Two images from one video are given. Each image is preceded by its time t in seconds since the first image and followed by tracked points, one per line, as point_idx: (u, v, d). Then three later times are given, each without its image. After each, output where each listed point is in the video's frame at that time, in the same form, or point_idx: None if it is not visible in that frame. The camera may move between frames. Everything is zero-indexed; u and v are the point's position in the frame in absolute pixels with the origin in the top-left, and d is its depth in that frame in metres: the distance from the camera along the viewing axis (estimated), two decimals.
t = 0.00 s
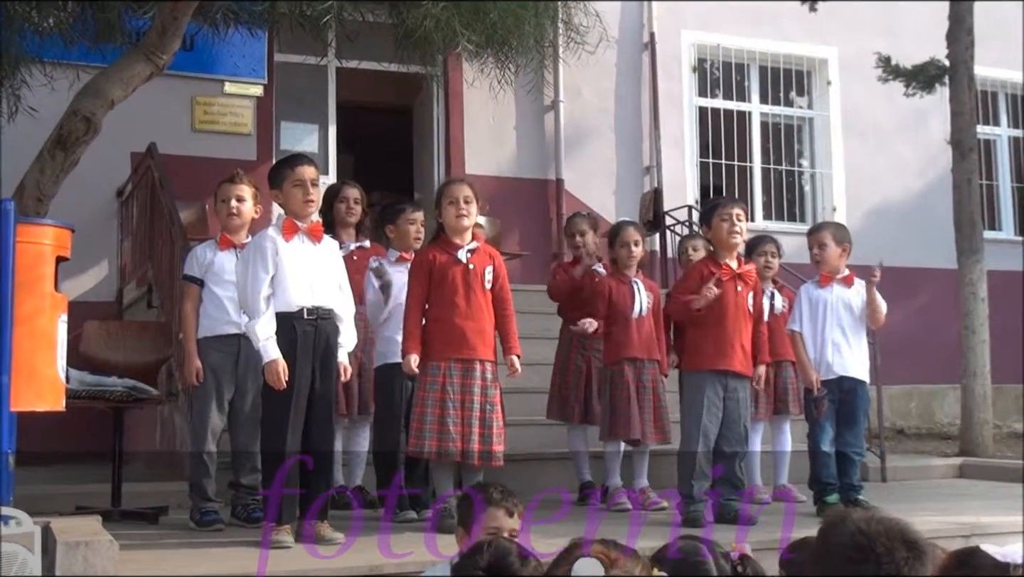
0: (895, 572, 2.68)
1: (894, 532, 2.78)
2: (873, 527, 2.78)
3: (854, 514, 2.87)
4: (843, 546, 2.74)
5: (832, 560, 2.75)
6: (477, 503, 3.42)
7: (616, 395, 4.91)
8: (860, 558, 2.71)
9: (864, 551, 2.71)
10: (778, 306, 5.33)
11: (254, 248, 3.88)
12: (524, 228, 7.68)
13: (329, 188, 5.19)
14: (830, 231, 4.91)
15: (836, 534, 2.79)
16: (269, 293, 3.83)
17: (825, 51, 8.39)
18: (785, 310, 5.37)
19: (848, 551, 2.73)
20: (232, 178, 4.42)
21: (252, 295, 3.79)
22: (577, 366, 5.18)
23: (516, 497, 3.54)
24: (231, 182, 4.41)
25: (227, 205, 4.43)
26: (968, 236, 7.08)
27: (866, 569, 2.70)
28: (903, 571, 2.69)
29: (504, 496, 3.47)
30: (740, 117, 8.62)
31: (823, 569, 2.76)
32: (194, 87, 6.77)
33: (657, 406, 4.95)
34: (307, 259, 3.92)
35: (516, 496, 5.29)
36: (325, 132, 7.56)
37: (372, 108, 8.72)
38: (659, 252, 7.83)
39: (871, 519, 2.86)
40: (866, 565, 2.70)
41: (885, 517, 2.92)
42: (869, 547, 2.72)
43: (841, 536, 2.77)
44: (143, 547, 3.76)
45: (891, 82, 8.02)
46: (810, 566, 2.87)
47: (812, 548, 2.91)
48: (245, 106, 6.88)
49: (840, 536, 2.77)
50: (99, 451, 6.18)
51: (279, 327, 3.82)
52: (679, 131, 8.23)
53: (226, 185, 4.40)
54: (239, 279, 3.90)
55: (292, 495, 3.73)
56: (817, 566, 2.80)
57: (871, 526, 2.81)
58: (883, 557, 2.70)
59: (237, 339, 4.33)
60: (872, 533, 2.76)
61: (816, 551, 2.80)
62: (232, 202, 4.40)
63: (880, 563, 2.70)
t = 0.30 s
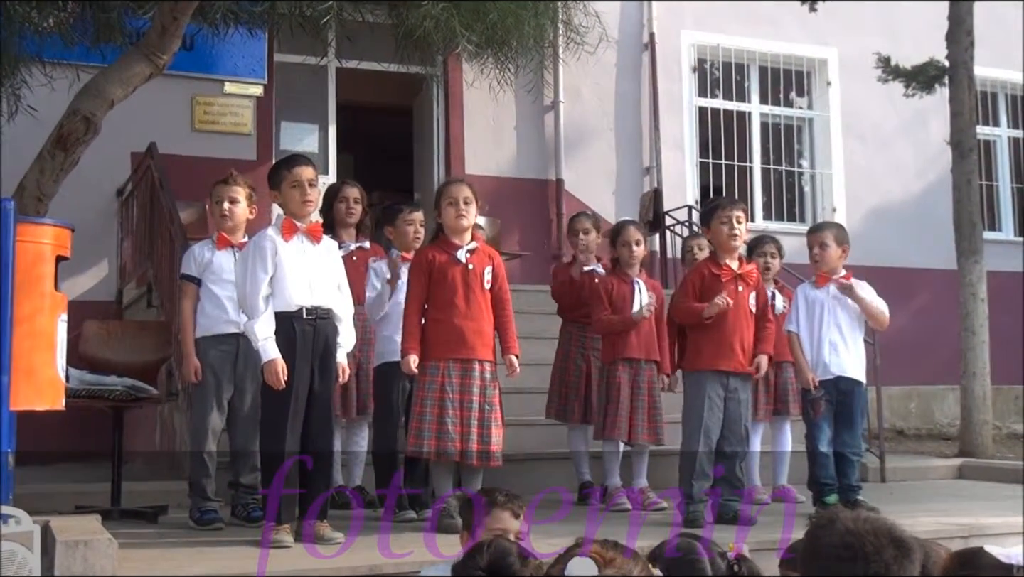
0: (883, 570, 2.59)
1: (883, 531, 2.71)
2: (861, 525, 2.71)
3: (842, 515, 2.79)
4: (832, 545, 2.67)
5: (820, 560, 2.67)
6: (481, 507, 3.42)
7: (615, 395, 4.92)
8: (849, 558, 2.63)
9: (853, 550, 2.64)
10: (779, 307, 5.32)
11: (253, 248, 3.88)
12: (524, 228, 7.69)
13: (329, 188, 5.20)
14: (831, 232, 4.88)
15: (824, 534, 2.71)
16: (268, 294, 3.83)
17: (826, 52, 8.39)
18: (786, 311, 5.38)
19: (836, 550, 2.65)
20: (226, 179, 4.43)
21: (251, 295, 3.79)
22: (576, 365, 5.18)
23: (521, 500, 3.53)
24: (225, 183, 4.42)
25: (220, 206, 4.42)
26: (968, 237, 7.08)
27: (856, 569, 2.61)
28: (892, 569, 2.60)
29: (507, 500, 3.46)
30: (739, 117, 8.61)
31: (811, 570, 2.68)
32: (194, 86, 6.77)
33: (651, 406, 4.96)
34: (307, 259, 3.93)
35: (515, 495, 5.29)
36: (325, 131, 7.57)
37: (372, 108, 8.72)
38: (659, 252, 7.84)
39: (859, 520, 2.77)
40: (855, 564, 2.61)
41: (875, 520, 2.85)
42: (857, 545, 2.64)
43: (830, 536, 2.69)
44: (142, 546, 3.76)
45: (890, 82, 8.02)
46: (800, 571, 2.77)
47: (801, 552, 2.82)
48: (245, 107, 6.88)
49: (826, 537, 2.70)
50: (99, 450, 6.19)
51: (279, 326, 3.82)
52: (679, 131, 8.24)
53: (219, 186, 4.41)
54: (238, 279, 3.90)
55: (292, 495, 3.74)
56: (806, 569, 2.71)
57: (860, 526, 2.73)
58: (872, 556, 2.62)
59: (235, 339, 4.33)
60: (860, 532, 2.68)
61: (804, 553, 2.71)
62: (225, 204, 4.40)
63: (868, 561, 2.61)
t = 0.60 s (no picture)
0: None
1: (886, 537, 2.67)
2: (865, 532, 2.67)
3: (847, 515, 2.75)
4: (835, 553, 2.64)
5: (823, 567, 2.65)
6: (482, 515, 3.57)
7: (614, 394, 4.92)
8: (852, 567, 2.61)
9: (858, 560, 2.62)
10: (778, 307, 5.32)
11: (251, 246, 3.88)
12: (523, 227, 7.69)
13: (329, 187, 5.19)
14: (832, 231, 4.94)
15: (827, 537, 2.68)
16: (267, 292, 3.82)
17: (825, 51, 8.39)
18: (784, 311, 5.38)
19: (840, 558, 2.63)
20: (219, 179, 4.51)
21: (250, 294, 3.78)
22: (575, 364, 5.18)
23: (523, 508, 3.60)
24: (216, 183, 4.51)
25: (215, 206, 4.48)
26: (967, 237, 7.08)
27: None
28: None
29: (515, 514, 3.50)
30: (739, 117, 8.61)
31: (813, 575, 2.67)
32: (194, 84, 6.77)
33: (651, 405, 4.95)
34: (305, 258, 3.92)
35: (515, 494, 5.29)
36: (324, 130, 7.56)
37: (371, 107, 8.72)
38: (658, 251, 7.84)
39: (863, 521, 2.74)
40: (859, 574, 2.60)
41: (874, 518, 2.81)
42: (862, 555, 2.62)
43: (833, 542, 2.66)
44: (141, 544, 3.76)
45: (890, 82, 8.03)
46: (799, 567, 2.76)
47: (801, 549, 2.80)
48: (244, 105, 6.88)
49: (830, 542, 2.67)
50: (98, 449, 6.19)
51: (277, 325, 3.82)
52: (679, 130, 8.24)
53: (211, 186, 4.49)
54: (237, 278, 3.89)
55: (291, 495, 3.76)
56: (807, 571, 2.70)
57: (863, 528, 2.70)
58: (877, 566, 2.60)
59: (234, 337, 4.33)
60: (865, 540, 2.65)
61: (806, 554, 2.69)
62: (218, 204, 4.46)
63: (873, 570, 2.60)
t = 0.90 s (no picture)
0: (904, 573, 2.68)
1: (902, 532, 2.77)
2: (882, 526, 2.78)
3: (862, 510, 2.86)
4: (851, 547, 2.74)
5: (840, 562, 2.75)
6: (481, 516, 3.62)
7: (613, 391, 4.92)
8: (869, 561, 2.71)
9: (873, 552, 2.72)
10: (777, 305, 5.33)
11: (251, 243, 3.88)
12: (522, 224, 7.69)
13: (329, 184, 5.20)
14: (833, 231, 4.94)
15: (842, 531, 2.79)
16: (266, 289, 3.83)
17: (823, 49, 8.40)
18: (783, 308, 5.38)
19: (857, 552, 2.73)
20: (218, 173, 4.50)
21: (249, 291, 3.79)
22: (574, 361, 5.18)
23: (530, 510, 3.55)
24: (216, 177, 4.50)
25: (214, 201, 4.48)
26: (965, 235, 7.08)
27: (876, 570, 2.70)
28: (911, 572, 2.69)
29: (523, 514, 3.47)
30: (737, 114, 8.62)
31: (830, 568, 2.77)
32: (192, 81, 6.77)
33: (650, 403, 4.96)
34: (304, 255, 3.93)
35: (514, 492, 5.29)
36: (322, 127, 7.57)
37: (370, 104, 8.72)
38: (657, 249, 7.84)
39: (878, 515, 2.84)
40: (875, 566, 2.70)
41: (890, 514, 2.91)
42: (877, 548, 2.72)
43: (850, 537, 2.76)
44: (140, 541, 3.77)
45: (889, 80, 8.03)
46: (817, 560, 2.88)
47: (819, 542, 2.91)
48: (243, 102, 6.89)
49: (846, 535, 2.78)
50: (97, 447, 6.19)
51: (277, 322, 3.82)
52: (678, 128, 8.24)
53: (211, 180, 4.48)
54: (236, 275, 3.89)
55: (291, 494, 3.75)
56: (825, 564, 2.80)
57: (878, 521, 2.81)
58: (893, 559, 2.70)
59: (233, 334, 4.34)
60: (880, 534, 2.75)
61: (824, 548, 2.80)
62: (219, 198, 4.46)
63: (890, 563, 2.70)
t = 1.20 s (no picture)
0: (920, 566, 2.64)
1: (919, 523, 2.73)
2: (898, 518, 2.73)
3: (883, 506, 2.82)
4: (868, 540, 2.71)
5: (857, 555, 2.71)
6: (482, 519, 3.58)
7: (611, 388, 4.93)
8: (888, 554, 2.67)
9: (891, 543, 2.68)
10: (772, 301, 5.33)
11: (251, 241, 3.88)
12: (520, 222, 7.69)
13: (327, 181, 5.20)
14: (838, 228, 4.93)
15: (862, 528, 2.74)
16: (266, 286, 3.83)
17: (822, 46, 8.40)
18: (780, 306, 5.39)
19: (875, 547, 2.69)
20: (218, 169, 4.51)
21: (248, 288, 3.79)
22: (572, 358, 5.18)
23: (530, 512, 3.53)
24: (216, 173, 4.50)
25: (214, 199, 4.48)
26: (964, 232, 7.09)
27: (892, 563, 2.66)
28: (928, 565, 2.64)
29: (525, 517, 3.45)
30: (736, 112, 8.62)
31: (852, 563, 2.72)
32: (190, 79, 6.77)
33: (649, 400, 4.95)
34: (303, 252, 3.93)
35: (512, 489, 5.30)
36: (321, 123, 7.57)
37: (369, 101, 8.72)
38: (655, 246, 7.85)
39: (900, 510, 2.79)
40: (893, 556, 2.66)
41: (911, 509, 2.85)
42: (894, 538, 2.68)
43: (868, 529, 2.72)
44: (139, 538, 3.76)
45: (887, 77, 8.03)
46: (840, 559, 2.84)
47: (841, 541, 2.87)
48: (241, 99, 6.89)
49: (864, 529, 2.73)
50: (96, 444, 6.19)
51: (276, 319, 3.82)
52: (676, 125, 8.24)
53: (210, 177, 4.48)
54: (235, 272, 3.89)
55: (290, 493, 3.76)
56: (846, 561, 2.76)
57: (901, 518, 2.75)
58: (909, 552, 2.65)
59: (231, 333, 4.32)
60: (899, 524, 2.71)
61: (844, 544, 2.76)
62: (219, 194, 4.46)
63: (905, 555, 2.66)
